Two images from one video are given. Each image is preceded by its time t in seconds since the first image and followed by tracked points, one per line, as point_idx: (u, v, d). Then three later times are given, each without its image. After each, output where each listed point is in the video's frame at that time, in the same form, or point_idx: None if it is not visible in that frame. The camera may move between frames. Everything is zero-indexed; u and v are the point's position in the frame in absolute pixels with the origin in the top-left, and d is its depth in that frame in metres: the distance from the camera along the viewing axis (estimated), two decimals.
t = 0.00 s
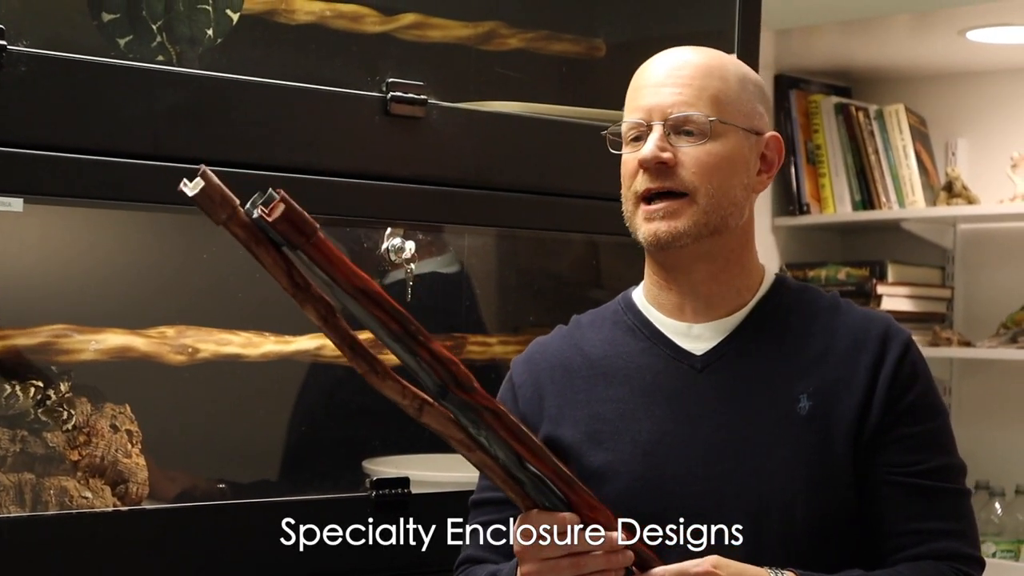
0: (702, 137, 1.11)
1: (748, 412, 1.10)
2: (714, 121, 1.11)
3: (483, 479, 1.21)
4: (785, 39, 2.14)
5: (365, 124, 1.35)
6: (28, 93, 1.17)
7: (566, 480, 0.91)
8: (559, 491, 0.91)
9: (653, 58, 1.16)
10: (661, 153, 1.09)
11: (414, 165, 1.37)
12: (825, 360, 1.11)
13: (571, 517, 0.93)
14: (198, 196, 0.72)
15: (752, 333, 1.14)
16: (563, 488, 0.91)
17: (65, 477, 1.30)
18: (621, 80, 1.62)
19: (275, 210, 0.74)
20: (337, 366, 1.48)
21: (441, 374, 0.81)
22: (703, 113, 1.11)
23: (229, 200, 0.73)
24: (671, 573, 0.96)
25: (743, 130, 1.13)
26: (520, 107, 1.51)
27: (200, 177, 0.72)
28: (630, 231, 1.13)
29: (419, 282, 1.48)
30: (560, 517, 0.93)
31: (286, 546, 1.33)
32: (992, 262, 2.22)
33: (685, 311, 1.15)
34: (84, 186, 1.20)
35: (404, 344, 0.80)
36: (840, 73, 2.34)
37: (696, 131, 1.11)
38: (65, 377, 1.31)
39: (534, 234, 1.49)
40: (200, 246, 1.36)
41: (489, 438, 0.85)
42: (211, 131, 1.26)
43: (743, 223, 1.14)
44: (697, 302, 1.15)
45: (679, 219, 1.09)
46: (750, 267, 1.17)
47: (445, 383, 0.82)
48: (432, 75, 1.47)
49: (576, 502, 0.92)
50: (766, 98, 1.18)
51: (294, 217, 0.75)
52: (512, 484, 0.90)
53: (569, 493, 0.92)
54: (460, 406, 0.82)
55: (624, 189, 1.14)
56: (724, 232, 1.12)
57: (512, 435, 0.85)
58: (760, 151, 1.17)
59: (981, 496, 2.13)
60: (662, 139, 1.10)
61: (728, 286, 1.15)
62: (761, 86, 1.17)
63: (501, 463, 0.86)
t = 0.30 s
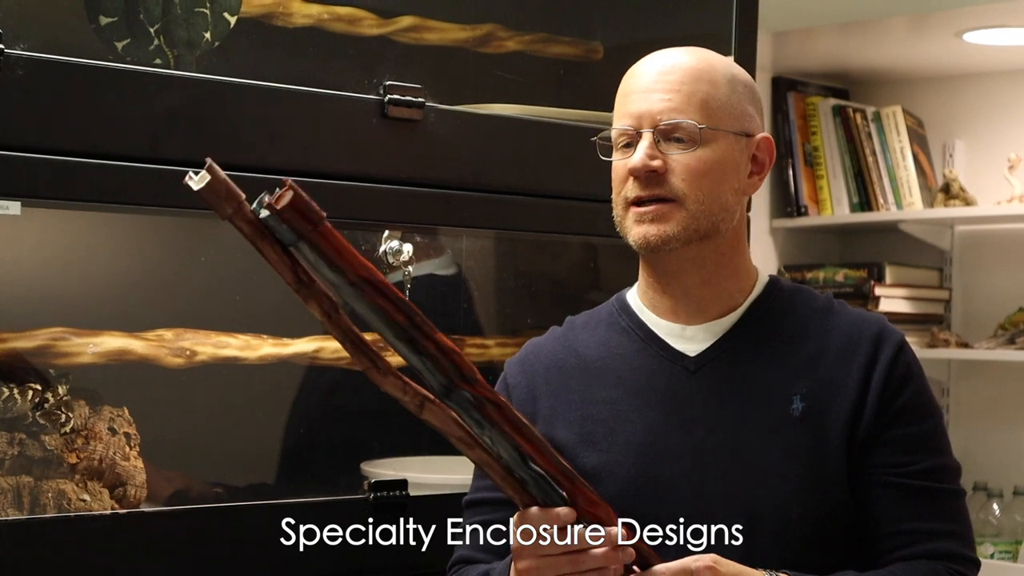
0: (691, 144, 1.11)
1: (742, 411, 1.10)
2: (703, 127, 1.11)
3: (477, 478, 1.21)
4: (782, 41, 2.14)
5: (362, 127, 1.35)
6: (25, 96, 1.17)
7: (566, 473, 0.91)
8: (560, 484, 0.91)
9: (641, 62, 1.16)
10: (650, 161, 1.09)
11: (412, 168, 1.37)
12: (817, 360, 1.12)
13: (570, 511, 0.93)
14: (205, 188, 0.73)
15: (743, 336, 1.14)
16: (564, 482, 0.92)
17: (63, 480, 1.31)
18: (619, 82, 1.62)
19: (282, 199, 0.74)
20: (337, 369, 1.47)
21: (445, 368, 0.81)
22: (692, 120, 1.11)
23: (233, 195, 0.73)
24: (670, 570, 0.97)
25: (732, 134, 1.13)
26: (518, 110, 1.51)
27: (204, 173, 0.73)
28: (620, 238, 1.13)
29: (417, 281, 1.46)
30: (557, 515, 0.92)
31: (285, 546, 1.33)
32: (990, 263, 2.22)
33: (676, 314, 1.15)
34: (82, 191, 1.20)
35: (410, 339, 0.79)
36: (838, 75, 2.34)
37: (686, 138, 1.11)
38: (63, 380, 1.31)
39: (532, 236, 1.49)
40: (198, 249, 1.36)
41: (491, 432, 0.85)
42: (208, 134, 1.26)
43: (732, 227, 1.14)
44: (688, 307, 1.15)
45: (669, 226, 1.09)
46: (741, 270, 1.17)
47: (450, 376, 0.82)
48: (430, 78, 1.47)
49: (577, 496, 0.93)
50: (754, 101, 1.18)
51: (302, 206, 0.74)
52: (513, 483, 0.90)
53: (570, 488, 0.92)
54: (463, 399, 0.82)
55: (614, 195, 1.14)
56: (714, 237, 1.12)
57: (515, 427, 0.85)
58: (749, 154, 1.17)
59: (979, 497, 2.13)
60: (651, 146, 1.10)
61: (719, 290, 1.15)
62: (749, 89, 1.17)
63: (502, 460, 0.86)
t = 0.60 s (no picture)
0: (690, 147, 1.10)
1: (736, 405, 1.10)
2: (702, 131, 1.11)
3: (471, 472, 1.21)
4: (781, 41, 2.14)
5: (360, 128, 1.35)
6: (23, 98, 1.17)
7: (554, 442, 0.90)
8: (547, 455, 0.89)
9: (640, 63, 1.15)
10: (649, 164, 1.08)
11: (409, 169, 1.37)
12: (812, 355, 1.12)
13: (560, 501, 0.91)
14: (170, 223, 0.69)
15: (740, 336, 1.13)
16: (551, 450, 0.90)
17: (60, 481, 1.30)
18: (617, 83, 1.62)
19: (279, 142, 0.72)
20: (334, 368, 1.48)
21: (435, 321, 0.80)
22: (692, 123, 1.10)
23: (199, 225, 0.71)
24: (661, 551, 0.94)
25: (731, 137, 1.13)
26: (516, 111, 1.51)
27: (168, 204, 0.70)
28: (618, 239, 1.13)
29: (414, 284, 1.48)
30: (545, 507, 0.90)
31: (285, 546, 1.34)
32: (988, 264, 2.22)
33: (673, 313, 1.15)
34: (80, 193, 1.20)
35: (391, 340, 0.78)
36: (836, 75, 2.34)
37: (685, 141, 1.10)
38: (61, 382, 1.31)
39: (529, 237, 1.49)
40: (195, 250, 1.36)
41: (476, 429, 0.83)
42: (205, 136, 1.26)
43: (729, 229, 1.14)
44: (685, 307, 1.15)
45: (667, 229, 1.09)
46: (737, 270, 1.17)
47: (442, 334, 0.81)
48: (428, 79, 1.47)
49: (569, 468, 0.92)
50: (753, 103, 1.17)
51: (297, 150, 0.72)
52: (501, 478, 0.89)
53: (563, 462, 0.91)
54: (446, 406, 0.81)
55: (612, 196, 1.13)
56: (712, 240, 1.12)
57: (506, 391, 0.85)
58: (748, 156, 1.17)
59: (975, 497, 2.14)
60: (650, 149, 1.10)
61: (715, 291, 1.15)
62: (748, 91, 1.17)
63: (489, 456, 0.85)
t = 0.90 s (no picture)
0: (683, 147, 1.10)
1: (731, 405, 1.10)
2: (695, 130, 1.11)
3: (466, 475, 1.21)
4: (775, 40, 2.15)
5: (354, 127, 1.35)
6: (15, 98, 1.16)
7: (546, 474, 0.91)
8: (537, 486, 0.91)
9: (632, 63, 1.16)
10: (641, 164, 1.08)
11: (403, 167, 1.37)
12: (806, 355, 1.12)
13: (540, 505, 0.91)
14: (194, 152, 0.73)
15: (733, 335, 1.13)
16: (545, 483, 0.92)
17: (54, 482, 1.30)
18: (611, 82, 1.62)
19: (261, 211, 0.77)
20: (329, 368, 1.48)
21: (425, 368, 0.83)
22: (684, 122, 1.11)
23: (221, 157, 0.74)
24: (658, 569, 0.95)
25: (724, 137, 1.13)
26: (510, 110, 1.50)
27: (195, 134, 0.73)
28: (612, 239, 1.13)
29: (409, 283, 1.49)
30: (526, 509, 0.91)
31: (286, 546, 1.33)
32: (983, 262, 2.22)
33: (667, 312, 1.16)
34: (74, 194, 1.19)
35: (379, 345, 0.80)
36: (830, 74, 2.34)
37: (677, 141, 1.10)
38: (55, 383, 1.31)
39: (524, 236, 1.49)
40: (190, 252, 1.37)
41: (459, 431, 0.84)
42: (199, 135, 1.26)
43: (723, 229, 1.14)
44: (678, 305, 1.15)
45: (659, 229, 1.09)
46: (731, 269, 1.17)
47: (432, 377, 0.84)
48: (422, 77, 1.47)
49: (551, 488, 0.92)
50: (745, 101, 1.17)
51: (280, 215, 0.78)
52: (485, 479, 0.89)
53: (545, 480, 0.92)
54: (429, 402, 0.82)
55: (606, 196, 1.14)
56: (705, 240, 1.12)
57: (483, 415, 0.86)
58: (741, 155, 1.17)
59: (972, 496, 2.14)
60: (643, 149, 1.10)
61: (709, 290, 1.15)
62: (741, 89, 1.17)
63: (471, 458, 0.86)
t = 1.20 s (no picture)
0: (680, 146, 1.11)
1: (726, 405, 1.10)
2: (692, 129, 1.11)
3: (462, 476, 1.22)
4: (770, 40, 2.15)
5: (348, 127, 1.35)
6: (9, 99, 1.17)
7: (542, 475, 0.91)
8: (537, 486, 0.91)
9: (630, 62, 1.16)
10: (638, 162, 1.09)
11: (397, 168, 1.37)
12: (802, 355, 1.12)
13: (539, 502, 0.90)
14: (211, 136, 0.74)
15: (728, 334, 1.14)
16: (542, 484, 0.91)
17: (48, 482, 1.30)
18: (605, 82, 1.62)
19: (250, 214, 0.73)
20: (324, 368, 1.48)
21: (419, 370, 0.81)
22: (681, 121, 1.11)
23: (236, 144, 0.75)
24: (657, 568, 0.95)
25: (720, 136, 1.13)
26: (504, 110, 1.51)
27: (211, 117, 0.74)
28: (608, 237, 1.13)
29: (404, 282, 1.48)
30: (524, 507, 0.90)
31: (286, 546, 1.33)
32: (976, 261, 2.23)
33: (663, 311, 1.16)
34: (69, 195, 1.20)
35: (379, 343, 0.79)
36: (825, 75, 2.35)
37: (674, 139, 1.11)
38: (50, 384, 1.31)
39: (517, 236, 1.50)
40: (185, 254, 1.37)
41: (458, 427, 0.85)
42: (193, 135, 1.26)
43: (718, 228, 1.14)
44: (674, 304, 1.16)
45: (655, 227, 1.09)
46: (727, 269, 1.17)
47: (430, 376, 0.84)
48: (416, 77, 1.47)
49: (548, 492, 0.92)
50: (742, 101, 1.17)
51: (270, 219, 0.74)
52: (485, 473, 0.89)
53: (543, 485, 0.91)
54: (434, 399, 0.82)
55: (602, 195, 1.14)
56: (701, 239, 1.13)
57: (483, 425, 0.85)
58: (737, 155, 1.17)
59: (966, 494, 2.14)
60: (639, 147, 1.10)
61: (705, 289, 1.16)
62: (737, 89, 1.17)
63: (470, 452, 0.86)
